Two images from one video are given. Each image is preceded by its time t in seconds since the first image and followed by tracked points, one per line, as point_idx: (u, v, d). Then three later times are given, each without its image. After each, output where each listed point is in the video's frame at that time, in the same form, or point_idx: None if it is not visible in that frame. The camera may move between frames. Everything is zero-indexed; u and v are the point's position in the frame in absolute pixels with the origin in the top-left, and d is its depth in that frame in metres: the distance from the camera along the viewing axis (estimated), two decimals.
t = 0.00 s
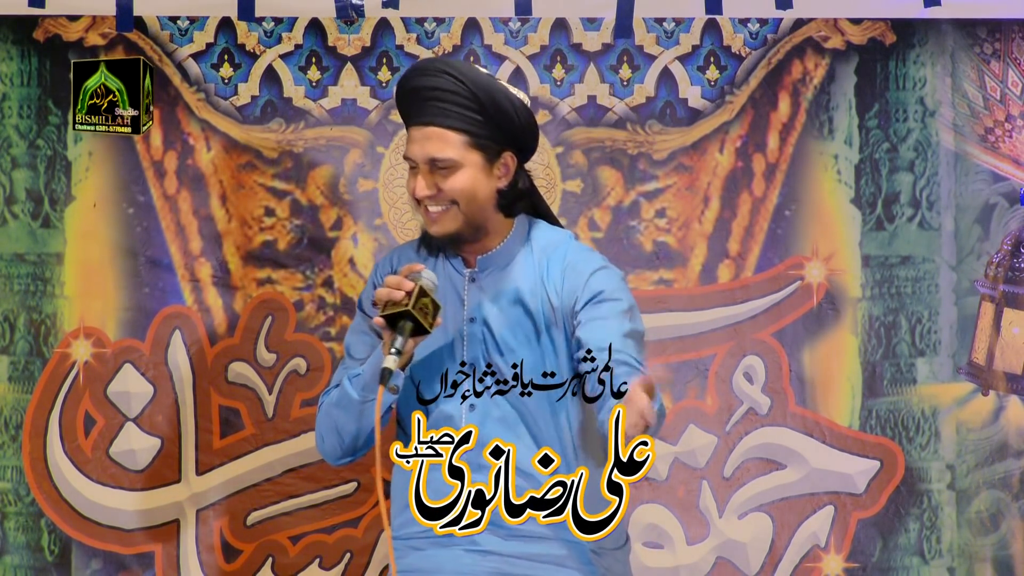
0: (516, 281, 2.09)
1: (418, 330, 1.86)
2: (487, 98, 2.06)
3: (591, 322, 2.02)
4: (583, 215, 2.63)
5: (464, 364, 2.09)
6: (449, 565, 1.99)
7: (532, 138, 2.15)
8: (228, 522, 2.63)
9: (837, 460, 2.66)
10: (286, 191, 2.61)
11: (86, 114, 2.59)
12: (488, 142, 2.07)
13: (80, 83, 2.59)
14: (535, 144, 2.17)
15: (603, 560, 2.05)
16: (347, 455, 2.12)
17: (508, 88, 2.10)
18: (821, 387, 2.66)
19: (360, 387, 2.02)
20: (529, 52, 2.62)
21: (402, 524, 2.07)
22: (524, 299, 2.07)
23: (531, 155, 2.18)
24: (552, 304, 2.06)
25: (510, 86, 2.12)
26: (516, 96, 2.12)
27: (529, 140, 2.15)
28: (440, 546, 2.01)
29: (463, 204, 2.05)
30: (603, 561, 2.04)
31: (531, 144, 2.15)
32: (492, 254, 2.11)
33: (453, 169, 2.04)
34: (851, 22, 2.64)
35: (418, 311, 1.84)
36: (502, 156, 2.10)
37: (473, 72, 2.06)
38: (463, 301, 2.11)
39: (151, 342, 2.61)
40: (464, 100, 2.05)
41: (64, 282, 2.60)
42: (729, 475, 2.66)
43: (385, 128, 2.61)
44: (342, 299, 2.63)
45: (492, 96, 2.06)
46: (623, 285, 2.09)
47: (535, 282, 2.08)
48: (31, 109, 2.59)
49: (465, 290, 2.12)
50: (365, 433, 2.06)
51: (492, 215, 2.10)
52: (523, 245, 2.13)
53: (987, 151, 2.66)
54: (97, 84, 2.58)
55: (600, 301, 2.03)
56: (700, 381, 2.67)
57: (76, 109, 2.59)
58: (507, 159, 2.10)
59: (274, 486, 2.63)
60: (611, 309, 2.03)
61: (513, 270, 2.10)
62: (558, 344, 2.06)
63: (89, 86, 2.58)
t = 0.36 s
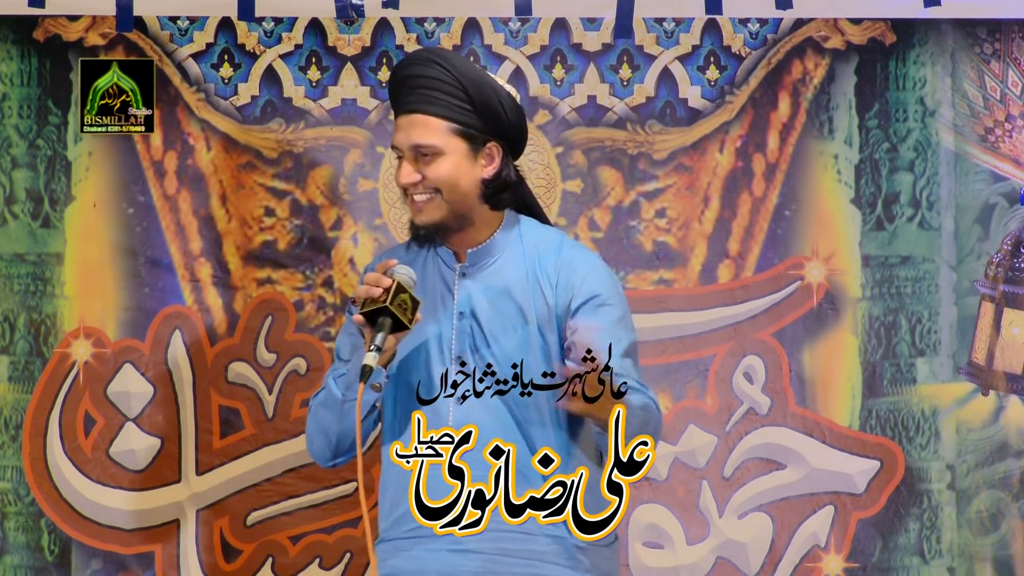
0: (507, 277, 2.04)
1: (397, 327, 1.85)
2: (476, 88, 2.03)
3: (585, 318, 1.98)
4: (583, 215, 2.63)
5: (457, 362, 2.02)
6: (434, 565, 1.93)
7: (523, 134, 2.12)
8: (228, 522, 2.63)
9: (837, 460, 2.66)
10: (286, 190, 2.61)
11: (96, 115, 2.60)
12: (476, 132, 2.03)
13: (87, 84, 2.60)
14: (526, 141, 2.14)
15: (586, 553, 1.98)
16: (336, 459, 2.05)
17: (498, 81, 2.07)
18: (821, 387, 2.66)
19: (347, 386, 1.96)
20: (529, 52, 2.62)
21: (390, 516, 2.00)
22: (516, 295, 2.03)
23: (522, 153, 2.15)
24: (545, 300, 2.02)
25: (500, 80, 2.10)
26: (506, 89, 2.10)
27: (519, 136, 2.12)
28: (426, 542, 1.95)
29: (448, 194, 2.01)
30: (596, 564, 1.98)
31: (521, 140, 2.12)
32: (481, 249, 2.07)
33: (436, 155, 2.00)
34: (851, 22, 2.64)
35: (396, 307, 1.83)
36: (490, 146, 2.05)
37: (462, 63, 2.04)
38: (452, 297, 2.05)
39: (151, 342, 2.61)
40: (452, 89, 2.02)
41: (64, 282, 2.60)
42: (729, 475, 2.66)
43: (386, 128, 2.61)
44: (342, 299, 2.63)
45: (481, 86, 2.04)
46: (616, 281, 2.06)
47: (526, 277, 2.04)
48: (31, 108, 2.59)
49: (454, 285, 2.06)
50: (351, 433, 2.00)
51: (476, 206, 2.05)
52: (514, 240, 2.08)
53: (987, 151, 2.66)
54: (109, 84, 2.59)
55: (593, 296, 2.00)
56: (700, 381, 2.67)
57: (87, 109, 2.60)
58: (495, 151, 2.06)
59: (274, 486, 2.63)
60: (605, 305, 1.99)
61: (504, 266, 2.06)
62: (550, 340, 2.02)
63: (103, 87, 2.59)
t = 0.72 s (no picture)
0: (501, 276, 1.99)
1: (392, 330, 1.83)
2: (478, 91, 2.00)
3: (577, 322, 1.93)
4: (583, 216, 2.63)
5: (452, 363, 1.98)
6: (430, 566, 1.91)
7: (523, 141, 2.08)
8: (228, 522, 2.63)
9: (837, 460, 2.66)
10: (286, 191, 2.61)
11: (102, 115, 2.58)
12: (478, 134, 1.99)
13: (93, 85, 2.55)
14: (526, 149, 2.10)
15: (575, 552, 1.98)
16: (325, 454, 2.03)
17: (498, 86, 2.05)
18: (821, 387, 2.66)
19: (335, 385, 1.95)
20: (529, 52, 2.62)
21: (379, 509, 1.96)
22: (509, 295, 1.98)
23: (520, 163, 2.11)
24: (538, 301, 1.96)
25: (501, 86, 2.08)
26: (506, 96, 2.07)
27: (520, 144, 2.09)
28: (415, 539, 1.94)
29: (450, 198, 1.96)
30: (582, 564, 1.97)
31: (521, 146, 2.08)
32: (477, 249, 2.03)
33: (439, 154, 1.95)
34: (851, 21, 2.64)
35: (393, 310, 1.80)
36: (491, 149, 2.02)
37: (464, 66, 2.02)
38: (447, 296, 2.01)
39: (151, 342, 2.61)
40: (454, 90, 1.99)
41: (64, 282, 2.60)
42: (729, 475, 2.66)
43: (386, 128, 2.61)
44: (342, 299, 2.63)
45: (483, 89, 2.01)
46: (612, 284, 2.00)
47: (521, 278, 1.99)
48: (31, 108, 2.59)
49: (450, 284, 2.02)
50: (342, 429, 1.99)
51: (476, 210, 2.01)
52: (510, 242, 2.04)
53: (987, 151, 2.66)
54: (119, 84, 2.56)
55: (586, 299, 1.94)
56: (700, 381, 2.67)
57: (99, 109, 2.56)
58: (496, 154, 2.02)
59: (275, 486, 2.63)
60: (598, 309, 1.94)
61: (498, 266, 2.01)
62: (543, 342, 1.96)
63: (118, 87, 2.55)
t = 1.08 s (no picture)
0: (507, 265, 1.92)
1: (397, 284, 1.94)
2: (487, 87, 1.92)
3: (573, 307, 1.83)
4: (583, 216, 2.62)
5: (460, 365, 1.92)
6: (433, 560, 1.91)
7: (540, 133, 2.01)
8: (228, 522, 2.63)
9: (837, 460, 2.66)
10: (286, 190, 2.61)
11: (108, 115, 2.58)
12: (491, 132, 1.92)
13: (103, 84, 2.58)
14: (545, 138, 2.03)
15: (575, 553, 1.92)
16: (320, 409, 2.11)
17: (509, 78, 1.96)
18: (821, 387, 2.66)
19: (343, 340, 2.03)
20: (529, 52, 2.62)
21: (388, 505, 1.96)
22: (515, 282, 1.91)
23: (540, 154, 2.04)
24: (542, 291, 1.88)
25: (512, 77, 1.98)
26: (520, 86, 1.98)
27: (537, 133, 2.01)
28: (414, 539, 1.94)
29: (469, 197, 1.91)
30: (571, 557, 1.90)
31: (538, 137, 2.00)
32: (490, 237, 1.97)
33: (455, 154, 1.90)
34: (851, 21, 2.64)
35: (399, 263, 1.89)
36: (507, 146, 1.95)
37: (469, 62, 1.94)
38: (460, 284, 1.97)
39: (150, 342, 2.61)
40: (465, 87, 1.92)
41: (64, 282, 2.60)
42: (729, 475, 2.66)
43: (386, 128, 2.61)
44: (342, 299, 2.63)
45: (493, 84, 1.93)
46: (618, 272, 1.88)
47: (526, 265, 1.91)
48: (31, 108, 2.59)
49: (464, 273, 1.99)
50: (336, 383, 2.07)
51: (497, 204, 1.96)
52: (524, 231, 1.97)
53: (987, 151, 2.66)
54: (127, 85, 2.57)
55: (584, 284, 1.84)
56: (700, 381, 2.67)
57: (112, 109, 2.57)
58: (513, 150, 1.95)
59: (275, 486, 2.63)
60: (596, 297, 1.83)
61: (509, 256, 1.94)
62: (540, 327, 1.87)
63: (129, 86, 2.56)
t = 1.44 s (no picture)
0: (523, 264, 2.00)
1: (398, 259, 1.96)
2: (480, 85, 2.00)
3: (572, 297, 1.87)
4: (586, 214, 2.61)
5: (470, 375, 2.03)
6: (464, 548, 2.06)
7: (542, 118, 2.02)
8: (228, 522, 2.63)
9: (837, 460, 2.66)
10: (286, 190, 2.61)
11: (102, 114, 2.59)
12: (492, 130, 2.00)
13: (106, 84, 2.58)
14: (548, 126, 2.04)
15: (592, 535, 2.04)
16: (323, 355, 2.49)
17: (496, 72, 2.02)
18: (821, 387, 2.66)
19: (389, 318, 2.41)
20: (529, 52, 2.62)
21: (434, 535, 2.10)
22: (525, 279, 1.99)
23: (552, 145, 2.07)
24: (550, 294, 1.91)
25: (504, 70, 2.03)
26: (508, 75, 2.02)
27: (538, 115, 2.02)
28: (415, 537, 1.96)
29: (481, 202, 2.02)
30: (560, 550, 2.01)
31: (539, 125, 2.02)
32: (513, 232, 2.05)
33: (459, 157, 2.00)
34: (851, 21, 2.63)
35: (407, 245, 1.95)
36: (509, 138, 2.00)
37: (463, 63, 2.03)
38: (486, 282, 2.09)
39: (151, 342, 2.61)
40: (457, 90, 2.01)
41: (63, 282, 2.60)
42: (729, 475, 2.66)
43: (386, 128, 2.61)
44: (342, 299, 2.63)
45: (480, 80, 2.00)
46: (625, 262, 1.95)
47: (533, 265, 1.99)
48: (31, 108, 2.59)
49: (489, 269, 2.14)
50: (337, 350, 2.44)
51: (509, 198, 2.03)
52: (549, 229, 2.02)
53: (987, 151, 2.66)
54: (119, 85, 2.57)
55: (585, 273, 1.89)
56: (700, 381, 2.67)
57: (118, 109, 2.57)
58: (518, 144, 2.00)
59: (275, 486, 2.63)
60: (589, 291, 1.87)
61: (526, 252, 2.02)
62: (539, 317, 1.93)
63: (137, 87, 2.56)
